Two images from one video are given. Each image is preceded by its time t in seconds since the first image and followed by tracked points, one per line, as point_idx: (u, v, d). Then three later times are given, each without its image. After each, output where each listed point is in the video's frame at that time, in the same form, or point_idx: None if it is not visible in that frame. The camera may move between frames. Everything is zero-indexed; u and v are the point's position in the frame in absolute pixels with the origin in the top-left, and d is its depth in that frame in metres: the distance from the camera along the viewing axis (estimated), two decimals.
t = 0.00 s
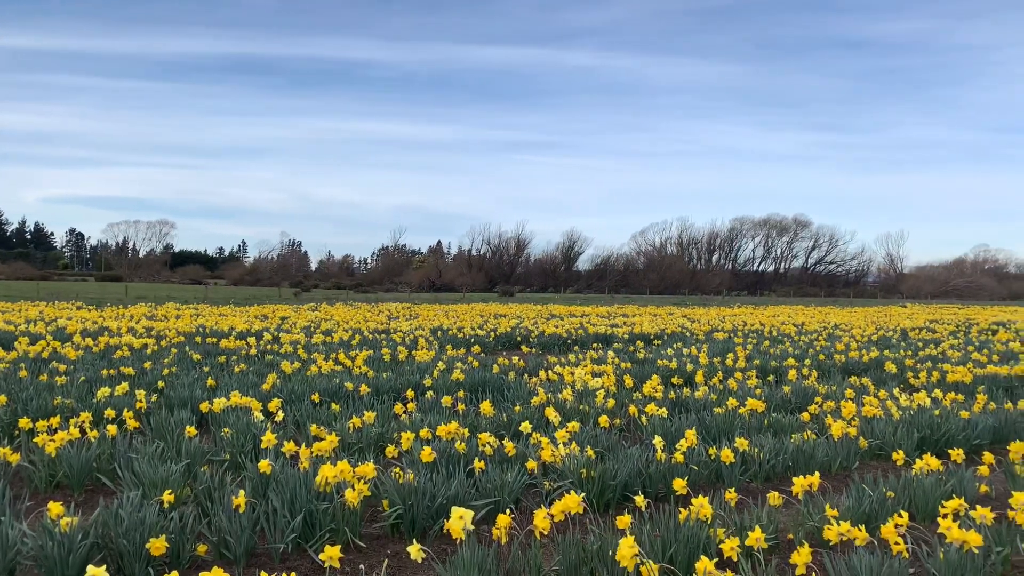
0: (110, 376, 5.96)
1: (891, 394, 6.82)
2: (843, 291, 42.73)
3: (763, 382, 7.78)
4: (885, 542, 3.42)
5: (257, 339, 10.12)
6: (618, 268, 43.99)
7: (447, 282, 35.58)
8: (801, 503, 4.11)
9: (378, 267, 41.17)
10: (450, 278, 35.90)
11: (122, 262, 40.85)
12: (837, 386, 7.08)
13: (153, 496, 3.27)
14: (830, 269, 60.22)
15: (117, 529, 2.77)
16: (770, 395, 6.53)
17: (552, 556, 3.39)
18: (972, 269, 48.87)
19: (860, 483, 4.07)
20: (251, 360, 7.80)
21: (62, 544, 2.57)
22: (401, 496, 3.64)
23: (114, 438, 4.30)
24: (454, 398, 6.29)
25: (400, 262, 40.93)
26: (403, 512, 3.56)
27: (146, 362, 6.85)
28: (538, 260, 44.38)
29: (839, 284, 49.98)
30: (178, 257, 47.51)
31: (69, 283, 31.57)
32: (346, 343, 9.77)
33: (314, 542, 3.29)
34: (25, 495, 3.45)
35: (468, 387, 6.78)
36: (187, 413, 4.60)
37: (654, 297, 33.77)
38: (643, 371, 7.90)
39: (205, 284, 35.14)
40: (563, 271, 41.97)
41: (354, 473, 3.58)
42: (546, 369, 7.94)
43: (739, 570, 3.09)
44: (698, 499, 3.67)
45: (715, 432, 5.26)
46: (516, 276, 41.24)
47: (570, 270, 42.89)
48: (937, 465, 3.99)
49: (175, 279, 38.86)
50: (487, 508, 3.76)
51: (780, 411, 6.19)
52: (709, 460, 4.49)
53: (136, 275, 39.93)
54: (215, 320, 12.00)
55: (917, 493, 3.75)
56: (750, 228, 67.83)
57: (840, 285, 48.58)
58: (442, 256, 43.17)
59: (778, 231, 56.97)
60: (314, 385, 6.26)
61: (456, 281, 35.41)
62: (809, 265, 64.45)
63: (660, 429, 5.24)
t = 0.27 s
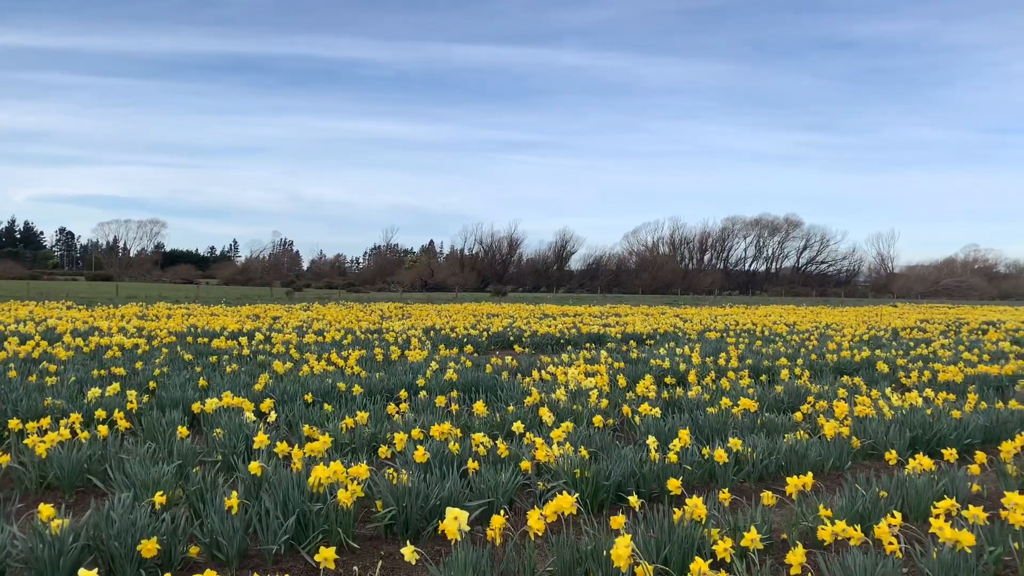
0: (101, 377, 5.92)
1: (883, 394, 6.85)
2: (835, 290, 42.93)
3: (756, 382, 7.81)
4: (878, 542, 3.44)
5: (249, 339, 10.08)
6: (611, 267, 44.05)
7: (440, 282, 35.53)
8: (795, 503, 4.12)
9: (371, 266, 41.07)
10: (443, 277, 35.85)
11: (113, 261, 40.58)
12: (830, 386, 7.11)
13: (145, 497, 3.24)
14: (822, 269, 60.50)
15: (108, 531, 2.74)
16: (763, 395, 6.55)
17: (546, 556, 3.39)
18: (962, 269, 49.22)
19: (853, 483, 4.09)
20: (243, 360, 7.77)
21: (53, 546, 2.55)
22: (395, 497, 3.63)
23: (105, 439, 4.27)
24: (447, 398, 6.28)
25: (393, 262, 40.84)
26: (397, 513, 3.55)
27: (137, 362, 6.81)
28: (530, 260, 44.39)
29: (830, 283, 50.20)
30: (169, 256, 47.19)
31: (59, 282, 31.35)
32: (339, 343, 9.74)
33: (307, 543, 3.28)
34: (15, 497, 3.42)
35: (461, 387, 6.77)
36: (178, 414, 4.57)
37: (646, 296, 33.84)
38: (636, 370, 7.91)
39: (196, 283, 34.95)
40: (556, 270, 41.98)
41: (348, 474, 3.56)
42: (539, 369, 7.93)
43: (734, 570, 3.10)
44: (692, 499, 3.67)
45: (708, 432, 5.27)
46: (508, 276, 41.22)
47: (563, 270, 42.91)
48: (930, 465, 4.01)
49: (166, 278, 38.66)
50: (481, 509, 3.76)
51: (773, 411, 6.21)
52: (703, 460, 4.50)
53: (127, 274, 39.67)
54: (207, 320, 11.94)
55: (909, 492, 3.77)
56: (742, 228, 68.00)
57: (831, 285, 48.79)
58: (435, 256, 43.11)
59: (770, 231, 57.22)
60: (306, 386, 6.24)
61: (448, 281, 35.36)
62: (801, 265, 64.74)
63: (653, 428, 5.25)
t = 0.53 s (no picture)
0: (91, 377, 5.88)
1: (875, 392, 6.89)
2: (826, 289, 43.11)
3: (748, 381, 7.84)
4: (871, 540, 3.46)
5: (241, 338, 10.04)
6: (604, 267, 44.11)
7: (432, 281, 35.48)
8: (788, 502, 4.14)
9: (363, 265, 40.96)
10: (435, 277, 35.79)
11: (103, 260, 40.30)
12: (822, 385, 7.14)
13: (136, 497, 3.22)
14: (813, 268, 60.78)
15: (100, 532, 2.73)
16: (756, 393, 6.58)
17: (540, 556, 3.39)
18: (953, 268, 49.56)
19: (846, 481, 4.11)
20: (235, 359, 7.73)
21: (44, 547, 2.53)
22: (388, 497, 3.61)
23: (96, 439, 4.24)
24: (440, 397, 6.27)
25: (385, 261, 40.75)
26: (390, 513, 3.54)
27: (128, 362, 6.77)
28: (523, 258, 44.38)
29: (822, 282, 50.43)
30: (160, 255, 46.88)
31: (50, 281, 31.07)
32: (332, 343, 9.71)
33: (300, 543, 3.26)
34: (5, 497, 3.39)
35: (454, 386, 6.76)
36: (170, 414, 4.54)
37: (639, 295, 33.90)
38: (629, 369, 7.92)
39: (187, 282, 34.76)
40: (549, 269, 42.00)
41: (341, 474, 3.55)
42: (532, 368, 7.93)
43: (728, 570, 3.11)
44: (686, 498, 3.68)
45: (701, 431, 5.28)
46: (501, 275, 41.21)
47: (555, 269, 42.93)
48: (922, 463, 4.03)
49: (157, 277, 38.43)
50: (475, 509, 3.75)
51: (766, 410, 6.24)
52: (696, 459, 4.50)
53: (117, 273, 39.41)
54: (198, 319, 11.88)
55: (902, 491, 3.80)
56: (735, 227, 68.15)
57: (823, 284, 49.02)
58: (427, 255, 43.05)
59: (763, 230, 57.43)
60: (298, 385, 6.21)
61: (441, 280, 35.31)
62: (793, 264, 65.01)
63: (646, 427, 5.26)
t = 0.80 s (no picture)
0: (84, 376, 5.85)
1: (868, 391, 6.91)
2: (819, 288, 43.32)
3: (742, 379, 7.86)
4: (864, 537, 3.48)
5: (234, 337, 10.01)
6: (598, 266, 44.12)
7: (426, 280, 35.42)
8: (781, 500, 4.16)
9: (357, 265, 40.88)
10: (429, 276, 35.73)
11: (95, 259, 40.10)
12: (815, 383, 7.18)
13: (130, 497, 3.21)
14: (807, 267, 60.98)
15: (93, 532, 2.71)
16: (750, 392, 6.60)
17: (535, 554, 3.39)
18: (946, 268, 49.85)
19: (840, 479, 4.13)
20: (229, 358, 7.71)
21: (36, 547, 2.52)
22: (382, 495, 3.61)
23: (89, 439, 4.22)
24: (435, 395, 6.27)
25: (379, 260, 40.68)
26: (384, 512, 3.53)
27: (122, 361, 6.74)
28: (517, 258, 44.37)
29: (815, 281, 50.62)
30: (153, 254, 46.63)
31: (42, 280, 30.83)
32: (326, 342, 9.70)
33: (294, 542, 3.25)
34: None
35: (448, 385, 6.75)
36: (163, 413, 4.52)
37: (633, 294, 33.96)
38: (623, 368, 7.94)
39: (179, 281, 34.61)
40: (543, 268, 42.00)
41: (335, 473, 3.53)
42: (526, 367, 7.93)
43: (723, 568, 3.12)
44: (680, 496, 3.69)
45: (695, 429, 5.29)
46: (495, 274, 41.17)
47: (550, 268, 42.94)
48: (915, 461, 4.05)
49: (149, 276, 38.25)
50: (469, 508, 3.74)
51: (760, 408, 6.26)
52: (690, 457, 4.52)
53: (110, 272, 39.22)
54: (192, 318, 11.83)
55: (895, 489, 3.82)
56: (729, 226, 68.30)
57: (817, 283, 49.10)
58: (421, 254, 42.97)
59: (757, 230, 57.59)
60: (292, 384, 6.20)
61: (435, 279, 35.27)
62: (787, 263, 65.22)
63: (641, 426, 5.26)
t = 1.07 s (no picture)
0: (79, 375, 5.83)
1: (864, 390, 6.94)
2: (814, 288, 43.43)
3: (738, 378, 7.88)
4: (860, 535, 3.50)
5: (230, 336, 9.98)
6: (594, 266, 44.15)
7: (422, 279, 35.38)
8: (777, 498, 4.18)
9: (353, 264, 40.82)
10: (425, 275, 35.69)
11: (90, 258, 39.95)
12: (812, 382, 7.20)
13: (125, 496, 3.19)
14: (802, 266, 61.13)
15: (88, 531, 2.70)
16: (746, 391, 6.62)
17: (533, 553, 3.38)
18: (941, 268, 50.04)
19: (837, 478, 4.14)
20: (225, 357, 7.69)
21: (31, 546, 2.51)
22: (379, 494, 3.60)
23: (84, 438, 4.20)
24: (431, 394, 6.26)
25: (376, 259, 40.63)
26: (381, 510, 3.52)
27: (117, 360, 6.72)
28: (514, 257, 44.36)
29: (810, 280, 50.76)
30: (149, 253, 46.46)
31: (36, 279, 30.67)
32: (322, 341, 9.68)
33: (291, 541, 3.25)
34: None
35: (445, 384, 6.74)
36: (159, 412, 4.50)
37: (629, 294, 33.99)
38: (620, 367, 7.95)
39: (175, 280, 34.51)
40: (539, 268, 41.99)
41: (332, 471, 3.51)
42: (523, 366, 7.93)
43: (720, 565, 3.12)
44: (677, 494, 3.69)
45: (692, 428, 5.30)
46: (491, 273, 41.15)
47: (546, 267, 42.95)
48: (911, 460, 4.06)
49: (144, 275, 38.12)
50: (466, 506, 3.74)
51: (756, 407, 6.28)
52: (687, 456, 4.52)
53: (105, 271, 39.09)
54: (187, 317, 11.80)
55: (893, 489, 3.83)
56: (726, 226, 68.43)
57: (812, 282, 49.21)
58: (418, 253, 42.92)
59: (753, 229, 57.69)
60: (288, 383, 6.18)
61: (431, 278, 35.23)
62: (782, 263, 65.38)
63: (638, 425, 5.26)
